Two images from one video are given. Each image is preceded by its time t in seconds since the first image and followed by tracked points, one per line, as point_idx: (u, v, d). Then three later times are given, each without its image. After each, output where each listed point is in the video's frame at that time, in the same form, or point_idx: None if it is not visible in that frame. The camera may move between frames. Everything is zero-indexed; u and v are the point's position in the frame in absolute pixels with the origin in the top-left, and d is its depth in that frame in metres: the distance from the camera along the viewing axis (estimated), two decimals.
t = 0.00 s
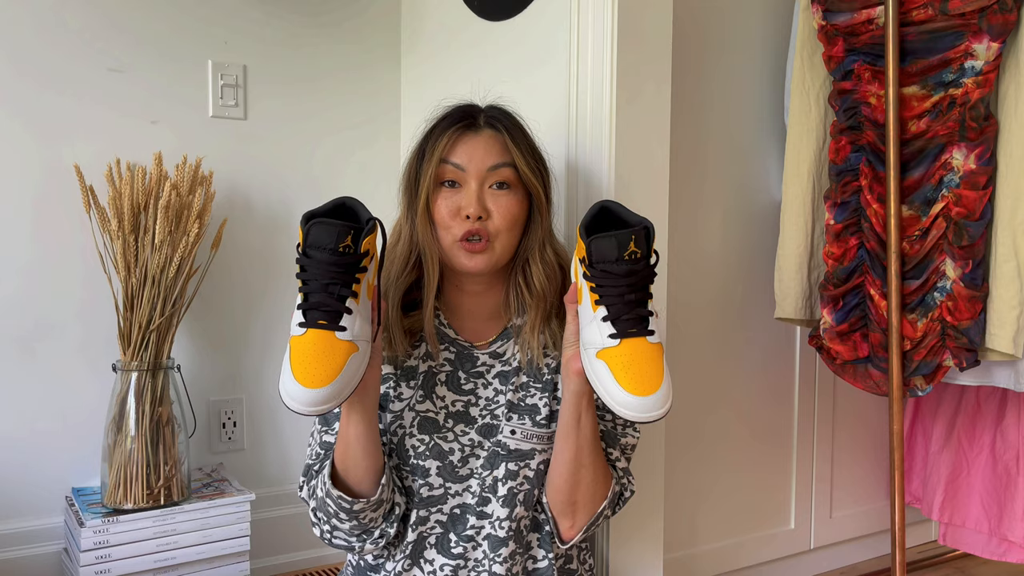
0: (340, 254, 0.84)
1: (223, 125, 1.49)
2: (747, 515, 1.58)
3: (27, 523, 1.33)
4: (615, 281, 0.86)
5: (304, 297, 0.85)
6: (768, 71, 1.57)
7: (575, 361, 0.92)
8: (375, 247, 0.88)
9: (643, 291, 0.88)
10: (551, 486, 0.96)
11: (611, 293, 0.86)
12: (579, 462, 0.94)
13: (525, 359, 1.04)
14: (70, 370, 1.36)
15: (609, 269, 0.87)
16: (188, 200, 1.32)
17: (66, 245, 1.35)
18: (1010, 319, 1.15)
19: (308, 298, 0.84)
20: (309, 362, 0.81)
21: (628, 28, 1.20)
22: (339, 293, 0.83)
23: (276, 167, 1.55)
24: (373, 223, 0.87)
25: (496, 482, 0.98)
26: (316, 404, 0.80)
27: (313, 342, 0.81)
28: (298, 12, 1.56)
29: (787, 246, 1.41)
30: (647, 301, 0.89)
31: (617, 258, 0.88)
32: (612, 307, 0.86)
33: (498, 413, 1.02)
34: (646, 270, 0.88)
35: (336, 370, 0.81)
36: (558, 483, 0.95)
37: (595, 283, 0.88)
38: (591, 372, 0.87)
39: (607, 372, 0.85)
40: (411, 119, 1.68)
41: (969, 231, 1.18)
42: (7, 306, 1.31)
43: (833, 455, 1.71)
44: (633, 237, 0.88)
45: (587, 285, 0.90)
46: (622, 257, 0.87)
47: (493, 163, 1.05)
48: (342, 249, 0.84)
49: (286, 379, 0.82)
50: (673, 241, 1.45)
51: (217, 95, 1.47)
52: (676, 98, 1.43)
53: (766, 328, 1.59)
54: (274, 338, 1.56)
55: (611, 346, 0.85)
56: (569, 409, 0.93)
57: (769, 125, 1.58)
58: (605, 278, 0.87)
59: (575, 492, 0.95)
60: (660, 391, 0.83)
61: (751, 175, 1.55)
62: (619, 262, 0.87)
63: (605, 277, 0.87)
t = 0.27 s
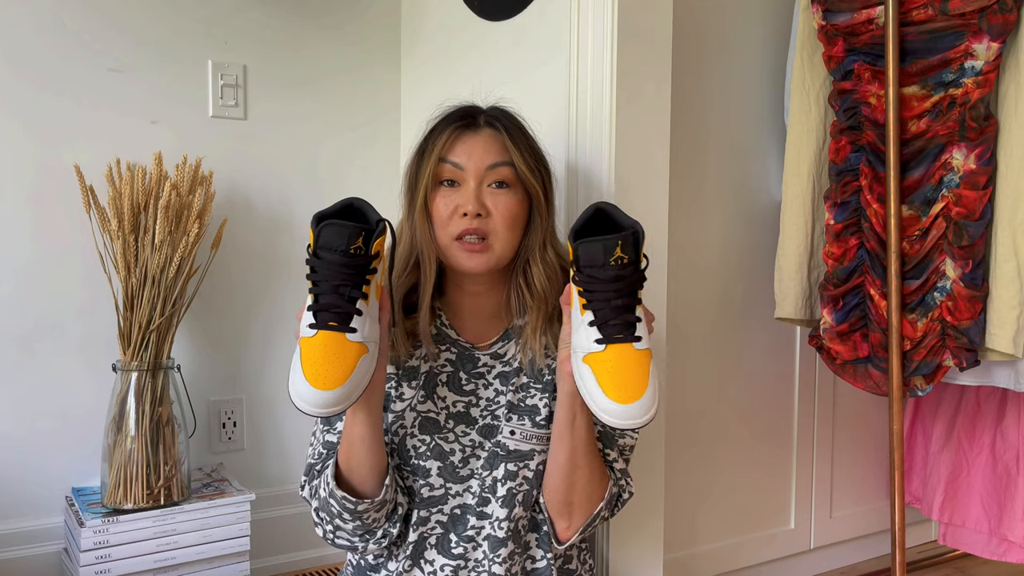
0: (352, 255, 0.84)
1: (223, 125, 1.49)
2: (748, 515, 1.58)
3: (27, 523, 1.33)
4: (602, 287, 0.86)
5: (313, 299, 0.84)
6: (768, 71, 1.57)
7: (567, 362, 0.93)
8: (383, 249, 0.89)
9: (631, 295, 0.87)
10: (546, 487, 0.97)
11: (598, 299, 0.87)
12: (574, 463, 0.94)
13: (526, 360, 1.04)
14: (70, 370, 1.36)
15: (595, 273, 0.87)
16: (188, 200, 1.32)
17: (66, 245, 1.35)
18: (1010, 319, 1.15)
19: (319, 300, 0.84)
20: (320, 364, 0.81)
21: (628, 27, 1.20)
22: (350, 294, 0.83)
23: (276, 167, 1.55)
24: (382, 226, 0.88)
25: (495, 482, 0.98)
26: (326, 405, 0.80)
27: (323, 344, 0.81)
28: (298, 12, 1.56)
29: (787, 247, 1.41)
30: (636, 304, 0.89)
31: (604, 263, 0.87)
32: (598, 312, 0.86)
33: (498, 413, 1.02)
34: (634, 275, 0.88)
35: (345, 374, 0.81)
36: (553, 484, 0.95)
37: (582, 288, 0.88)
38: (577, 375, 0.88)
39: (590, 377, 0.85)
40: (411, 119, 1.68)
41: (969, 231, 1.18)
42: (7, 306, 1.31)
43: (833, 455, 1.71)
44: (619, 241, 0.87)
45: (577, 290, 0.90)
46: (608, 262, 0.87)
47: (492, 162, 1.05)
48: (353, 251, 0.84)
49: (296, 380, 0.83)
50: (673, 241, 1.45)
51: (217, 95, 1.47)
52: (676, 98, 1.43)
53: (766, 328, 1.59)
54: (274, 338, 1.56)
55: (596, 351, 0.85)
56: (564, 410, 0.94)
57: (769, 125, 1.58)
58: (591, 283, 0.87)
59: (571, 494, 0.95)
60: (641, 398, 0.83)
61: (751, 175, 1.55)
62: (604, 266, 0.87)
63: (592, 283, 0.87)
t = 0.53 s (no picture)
0: (358, 268, 0.84)
1: (223, 125, 1.49)
2: (748, 515, 1.58)
3: (27, 523, 1.33)
4: (604, 296, 0.86)
5: (319, 311, 0.84)
6: (768, 71, 1.57)
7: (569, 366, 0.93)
8: (389, 259, 0.89)
9: (633, 304, 0.88)
10: (546, 488, 0.97)
11: (600, 308, 0.86)
12: (575, 465, 0.94)
13: (527, 361, 1.04)
14: (70, 370, 1.36)
15: (598, 283, 0.87)
16: (188, 200, 1.32)
17: (66, 245, 1.35)
18: (1010, 319, 1.15)
19: (324, 311, 0.84)
20: (325, 377, 0.81)
21: (628, 27, 1.20)
22: (356, 306, 0.84)
23: (276, 167, 1.55)
24: (388, 236, 0.87)
25: (496, 483, 0.98)
26: (331, 419, 0.81)
27: (330, 358, 0.81)
28: (298, 12, 1.56)
29: (787, 246, 1.41)
30: (637, 313, 0.89)
31: (605, 272, 0.87)
32: (600, 320, 0.86)
33: (500, 414, 1.03)
34: (636, 284, 0.88)
35: (350, 390, 0.81)
36: (554, 486, 0.95)
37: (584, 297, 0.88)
38: (579, 382, 0.88)
39: (592, 385, 0.85)
40: (410, 119, 1.68)
41: (969, 231, 1.18)
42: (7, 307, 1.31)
43: (833, 454, 1.71)
44: (622, 250, 0.87)
45: (578, 299, 0.90)
46: (610, 271, 0.87)
47: (492, 164, 1.05)
48: (360, 263, 0.84)
49: (301, 392, 0.83)
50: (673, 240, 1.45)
51: (217, 95, 1.47)
52: (676, 98, 1.43)
53: (766, 328, 1.59)
54: (274, 337, 1.56)
55: (598, 359, 0.85)
56: (566, 411, 0.94)
57: (769, 125, 1.58)
58: (593, 292, 0.87)
59: (571, 495, 0.95)
60: (642, 407, 0.84)
61: (751, 175, 1.55)
62: (607, 275, 0.87)
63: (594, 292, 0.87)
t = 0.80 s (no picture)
0: (358, 265, 0.84)
1: (223, 125, 1.49)
2: (748, 515, 1.58)
3: (27, 523, 1.33)
4: (608, 296, 0.86)
5: (320, 308, 0.84)
6: (768, 71, 1.57)
7: (569, 366, 0.93)
8: (389, 258, 0.89)
9: (637, 304, 0.88)
10: (547, 488, 0.97)
11: (604, 307, 0.86)
12: (575, 466, 0.94)
13: (524, 364, 1.04)
14: (70, 370, 1.36)
15: (602, 282, 0.87)
16: (188, 200, 1.32)
17: (66, 245, 1.35)
18: (1011, 319, 1.15)
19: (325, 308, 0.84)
20: (325, 373, 0.81)
21: (629, 26, 1.20)
22: (357, 303, 0.84)
23: (276, 167, 1.55)
24: (388, 233, 0.88)
25: (496, 483, 0.98)
26: (331, 415, 0.80)
27: (330, 355, 0.81)
28: (298, 12, 1.56)
29: (786, 246, 1.41)
30: (641, 313, 0.89)
31: (610, 271, 0.87)
32: (604, 320, 0.86)
33: (500, 414, 1.03)
34: (641, 283, 0.88)
35: (350, 386, 0.81)
36: (555, 487, 0.95)
37: (588, 296, 0.88)
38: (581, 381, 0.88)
39: (595, 383, 0.85)
40: (410, 118, 1.68)
41: (969, 231, 1.18)
42: (7, 306, 1.31)
43: (833, 454, 1.71)
44: (626, 250, 0.87)
45: (582, 298, 0.90)
46: (614, 271, 0.87)
47: (488, 162, 1.05)
48: (360, 261, 0.84)
49: (300, 389, 0.82)
50: (673, 240, 1.44)
51: (217, 95, 1.47)
52: (676, 98, 1.43)
53: (766, 327, 1.59)
54: (274, 337, 1.56)
55: (602, 358, 0.85)
56: (567, 412, 0.93)
57: (769, 125, 1.58)
58: (598, 292, 0.87)
59: (572, 496, 0.95)
60: (647, 406, 0.83)
61: (751, 175, 1.55)
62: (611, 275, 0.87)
63: (598, 291, 0.87)
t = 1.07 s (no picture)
0: (359, 267, 0.84)
1: (223, 125, 1.49)
2: (748, 515, 1.58)
3: (27, 523, 1.33)
4: (609, 296, 0.86)
5: (320, 309, 0.84)
6: (768, 70, 1.57)
7: (569, 367, 0.93)
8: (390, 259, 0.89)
9: (638, 305, 0.88)
10: (547, 488, 0.97)
11: (605, 308, 0.86)
12: (576, 466, 0.94)
13: (526, 364, 1.04)
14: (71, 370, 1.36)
15: (602, 283, 0.87)
16: (188, 200, 1.32)
17: (66, 245, 1.35)
18: (1011, 319, 1.15)
19: (325, 310, 0.83)
20: (325, 375, 0.81)
21: (629, 26, 1.20)
22: (357, 305, 0.83)
23: (276, 167, 1.55)
24: (388, 235, 0.88)
25: (497, 483, 0.98)
26: (332, 417, 0.81)
27: (330, 357, 0.81)
28: (298, 12, 1.56)
29: (787, 246, 1.41)
30: (643, 313, 0.89)
31: (611, 271, 0.87)
32: (605, 320, 0.86)
33: (501, 414, 1.03)
34: (642, 283, 0.88)
35: (350, 388, 0.81)
36: (555, 487, 0.95)
37: (589, 297, 0.88)
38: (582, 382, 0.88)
39: (596, 384, 0.85)
40: (410, 119, 1.68)
41: (969, 231, 1.18)
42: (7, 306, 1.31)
43: (833, 454, 1.71)
44: (628, 251, 0.87)
45: (582, 298, 0.90)
46: (615, 271, 0.87)
47: (488, 163, 1.05)
48: (360, 262, 0.84)
49: (301, 391, 0.82)
50: (673, 240, 1.44)
51: (217, 95, 1.47)
52: (676, 98, 1.43)
53: (766, 327, 1.59)
54: (274, 337, 1.56)
55: (602, 359, 0.85)
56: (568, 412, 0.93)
57: (769, 124, 1.58)
58: (598, 292, 0.87)
59: (573, 497, 0.95)
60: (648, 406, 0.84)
61: (751, 175, 1.55)
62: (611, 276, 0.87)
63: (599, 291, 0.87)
